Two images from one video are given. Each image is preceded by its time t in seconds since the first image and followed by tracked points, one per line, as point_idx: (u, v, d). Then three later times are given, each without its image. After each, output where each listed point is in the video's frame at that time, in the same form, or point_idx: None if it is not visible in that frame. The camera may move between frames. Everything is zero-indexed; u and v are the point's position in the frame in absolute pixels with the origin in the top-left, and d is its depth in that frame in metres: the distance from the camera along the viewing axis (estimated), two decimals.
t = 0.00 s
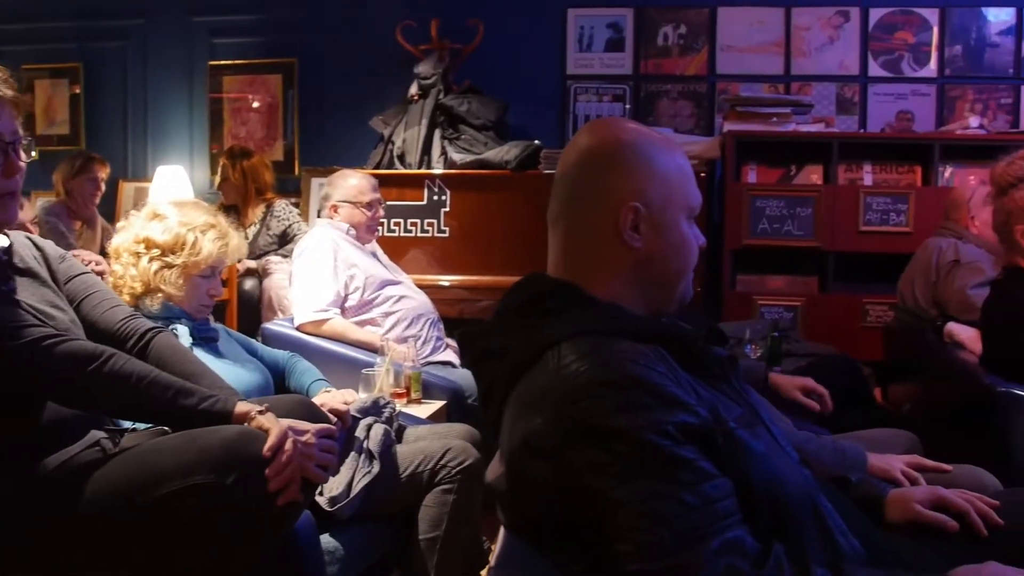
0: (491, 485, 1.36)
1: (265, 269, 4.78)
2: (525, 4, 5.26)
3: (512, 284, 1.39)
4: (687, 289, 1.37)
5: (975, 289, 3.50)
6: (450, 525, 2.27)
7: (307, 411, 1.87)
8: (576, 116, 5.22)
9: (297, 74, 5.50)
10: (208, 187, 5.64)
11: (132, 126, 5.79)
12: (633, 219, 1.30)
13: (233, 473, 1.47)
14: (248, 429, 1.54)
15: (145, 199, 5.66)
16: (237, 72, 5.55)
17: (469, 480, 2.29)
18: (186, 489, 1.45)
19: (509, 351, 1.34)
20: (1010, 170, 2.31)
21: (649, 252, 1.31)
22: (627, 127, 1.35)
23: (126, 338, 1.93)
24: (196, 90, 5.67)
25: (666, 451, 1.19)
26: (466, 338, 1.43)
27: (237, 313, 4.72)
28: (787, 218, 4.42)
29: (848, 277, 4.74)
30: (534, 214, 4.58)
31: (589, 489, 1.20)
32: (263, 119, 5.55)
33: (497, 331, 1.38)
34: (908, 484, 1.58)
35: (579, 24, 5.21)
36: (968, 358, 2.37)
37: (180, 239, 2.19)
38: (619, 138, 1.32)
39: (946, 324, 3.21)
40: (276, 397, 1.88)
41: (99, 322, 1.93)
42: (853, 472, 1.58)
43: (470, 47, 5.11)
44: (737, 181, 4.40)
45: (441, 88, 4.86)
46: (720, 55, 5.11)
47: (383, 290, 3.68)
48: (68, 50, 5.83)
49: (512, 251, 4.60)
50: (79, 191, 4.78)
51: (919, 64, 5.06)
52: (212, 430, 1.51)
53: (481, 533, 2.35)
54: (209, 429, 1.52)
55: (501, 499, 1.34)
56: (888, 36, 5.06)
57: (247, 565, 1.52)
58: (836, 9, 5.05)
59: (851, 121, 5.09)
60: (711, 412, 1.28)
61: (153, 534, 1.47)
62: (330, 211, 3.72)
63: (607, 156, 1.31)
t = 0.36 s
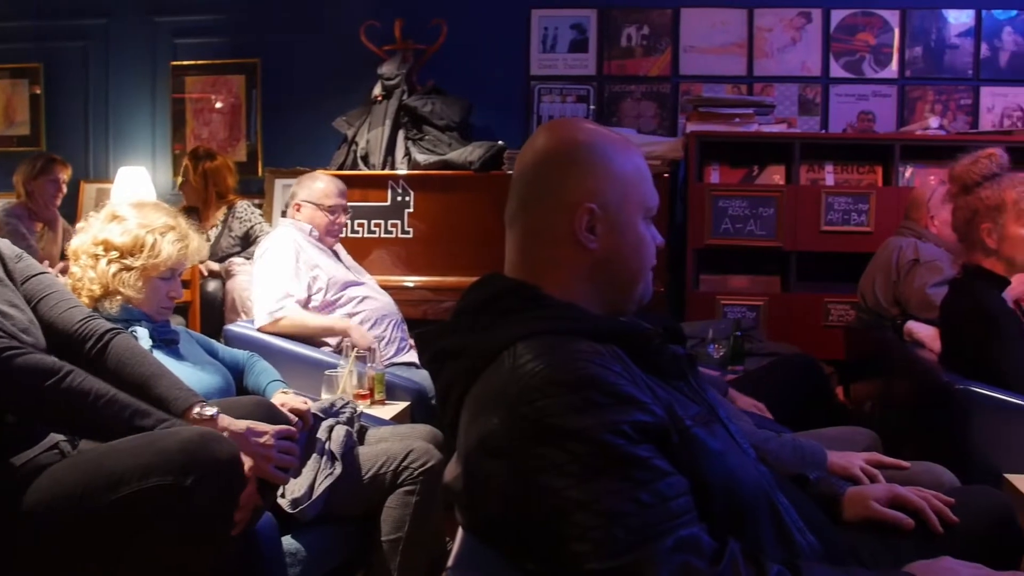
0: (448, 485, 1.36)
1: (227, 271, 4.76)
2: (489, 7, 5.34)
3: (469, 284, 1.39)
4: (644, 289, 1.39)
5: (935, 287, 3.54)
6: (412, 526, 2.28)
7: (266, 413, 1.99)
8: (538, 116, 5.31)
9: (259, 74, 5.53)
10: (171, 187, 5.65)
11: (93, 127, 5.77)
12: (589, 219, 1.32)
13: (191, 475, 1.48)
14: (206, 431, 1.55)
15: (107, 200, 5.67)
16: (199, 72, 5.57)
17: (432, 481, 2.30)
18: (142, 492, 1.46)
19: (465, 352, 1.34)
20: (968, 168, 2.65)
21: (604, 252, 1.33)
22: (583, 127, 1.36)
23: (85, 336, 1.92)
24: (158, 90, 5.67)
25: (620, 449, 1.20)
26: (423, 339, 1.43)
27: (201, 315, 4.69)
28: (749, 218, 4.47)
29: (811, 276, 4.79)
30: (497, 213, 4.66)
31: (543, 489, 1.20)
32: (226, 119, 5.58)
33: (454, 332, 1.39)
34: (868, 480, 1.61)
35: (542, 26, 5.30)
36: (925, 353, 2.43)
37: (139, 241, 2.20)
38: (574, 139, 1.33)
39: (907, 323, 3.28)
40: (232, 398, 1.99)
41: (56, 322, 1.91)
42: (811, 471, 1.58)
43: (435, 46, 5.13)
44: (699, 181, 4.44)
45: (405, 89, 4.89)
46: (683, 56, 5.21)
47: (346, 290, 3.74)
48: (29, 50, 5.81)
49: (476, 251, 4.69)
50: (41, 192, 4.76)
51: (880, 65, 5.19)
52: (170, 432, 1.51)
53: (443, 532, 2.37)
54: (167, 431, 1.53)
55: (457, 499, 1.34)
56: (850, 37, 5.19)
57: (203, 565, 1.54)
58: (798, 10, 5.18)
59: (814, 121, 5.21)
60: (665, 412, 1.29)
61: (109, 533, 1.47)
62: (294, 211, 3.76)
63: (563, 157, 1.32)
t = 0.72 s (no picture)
0: (407, 485, 1.36)
1: (190, 273, 4.78)
2: (453, 8, 5.38)
3: (429, 285, 1.39)
4: (602, 288, 1.40)
5: (895, 287, 3.58)
6: (374, 528, 2.34)
7: (225, 415, 2.03)
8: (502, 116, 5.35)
9: (222, 75, 5.53)
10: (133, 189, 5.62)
11: (55, 128, 5.73)
12: (546, 219, 1.32)
13: (150, 477, 1.49)
14: (167, 434, 1.56)
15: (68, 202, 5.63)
16: (161, 73, 5.55)
17: (394, 483, 2.36)
18: (101, 494, 1.46)
19: (425, 352, 1.34)
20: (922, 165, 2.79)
21: (562, 251, 1.33)
22: (541, 128, 1.36)
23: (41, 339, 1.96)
24: (120, 91, 5.64)
25: (577, 449, 1.20)
26: (384, 339, 1.43)
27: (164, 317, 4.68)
28: (712, 218, 4.50)
29: (773, 277, 4.86)
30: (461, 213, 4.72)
31: (500, 488, 1.19)
32: (188, 120, 5.55)
33: (413, 332, 1.39)
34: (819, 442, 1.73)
35: (506, 27, 5.33)
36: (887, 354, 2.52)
37: (97, 243, 2.26)
38: (531, 139, 1.34)
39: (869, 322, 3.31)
40: (193, 401, 2.01)
41: (14, 324, 1.96)
42: (769, 469, 1.62)
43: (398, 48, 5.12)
44: (663, 181, 4.47)
45: (370, 90, 4.87)
46: (647, 57, 5.27)
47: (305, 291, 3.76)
48: None
49: (441, 253, 4.75)
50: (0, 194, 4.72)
51: (841, 66, 5.28)
52: (129, 434, 1.52)
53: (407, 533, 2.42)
54: (127, 433, 1.54)
55: (417, 499, 1.34)
56: (812, 39, 5.27)
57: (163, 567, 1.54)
58: (759, 12, 5.26)
59: (776, 122, 5.29)
60: (623, 411, 1.29)
61: (69, 537, 1.46)
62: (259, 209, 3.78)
63: (521, 156, 1.33)
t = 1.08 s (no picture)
0: (368, 488, 1.36)
1: (154, 273, 4.81)
2: (419, 9, 5.38)
3: (390, 287, 1.39)
4: (562, 289, 1.40)
5: (857, 288, 3.63)
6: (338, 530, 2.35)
7: (186, 417, 2.03)
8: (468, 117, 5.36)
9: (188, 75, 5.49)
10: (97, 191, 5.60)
11: (18, 129, 5.71)
12: (505, 220, 1.33)
13: (108, 481, 1.56)
14: (125, 439, 1.63)
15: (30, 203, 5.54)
16: (127, 74, 5.52)
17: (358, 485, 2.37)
18: (60, 498, 1.52)
19: (386, 354, 1.34)
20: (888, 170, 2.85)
21: (521, 252, 1.34)
22: (501, 130, 1.37)
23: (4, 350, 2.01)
24: (83, 92, 5.62)
25: (536, 450, 1.20)
26: (346, 341, 1.43)
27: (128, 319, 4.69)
28: (677, 220, 4.51)
29: (737, 277, 4.90)
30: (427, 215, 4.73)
31: (459, 489, 1.19)
32: (153, 122, 5.53)
33: (375, 333, 1.39)
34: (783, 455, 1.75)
35: (472, 29, 5.33)
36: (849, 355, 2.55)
37: (58, 244, 2.26)
38: (492, 141, 1.35)
39: (833, 322, 3.33)
40: (153, 405, 2.01)
41: None
42: (730, 469, 1.64)
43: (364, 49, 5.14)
44: (628, 183, 4.47)
45: (335, 91, 4.93)
46: (612, 59, 5.30)
47: (272, 294, 3.73)
48: None
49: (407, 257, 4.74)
50: None
51: (806, 69, 5.32)
52: (87, 439, 1.58)
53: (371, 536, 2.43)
54: (83, 438, 1.60)
55: (378, 502, 1.34)
56: (776, 41, 5.31)
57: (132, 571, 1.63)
58: (725, 15, 5.30)
59: (741, 124, 5.34)
60: (582, 413, 1.30)
61: (30, 539, 1.51)
62: (223, 211, 3.75)
63: (481, 157, 1.34)
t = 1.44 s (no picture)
0: (332, 488, 1.35)
1: (121, 275, 4.83)
2: (389, 11, 5.37)
3: (354, 288, 1.39)
4: (527, 290, 1.41)
5: (823, 289, 3.67)
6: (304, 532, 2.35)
7: (152, 416, 2.04)
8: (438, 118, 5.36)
9: (154, 76, 5.48)
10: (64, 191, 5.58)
11: None
12: (469, 221, 1.33)
13: (69, 485, 1.55)
14: (86, 442, 1.63)
15: None
16: (93, 74, 5.50)
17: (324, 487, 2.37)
18: (22, 501, 1.51)
19: (351, 354, 1.34)
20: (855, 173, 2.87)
21: (485, 253, 1.34)
22: (465, 130, 1.37)
23: None
24: (50, 92, 5.58)
25: (499, 449, 1.20)
26: (311, 342, 1.42)
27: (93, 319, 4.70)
28: (645, 222, 4.53)
29: (704, 279, 4.93)
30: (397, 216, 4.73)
31: (422, 489, 1.19)
32: (120, 122, 5.53)
33: (340, 333, 1.39)
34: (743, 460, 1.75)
35: (441, 31, 5.34)
36: (815, 356, 2.58)
37: (26, 245, 2.25)
38: (456, 141, 1.35)
39: (797, 323, 3.35)
40: (118, 405, 2.02)
41: None
42: (693, 470, 1.66)
43: (333, 50, 5.13)
44: (596, 186, 4.49)
45: (303, 92, 4.88)
46: (581, 62, 5.32)
47: (239, 296, 3.73)
48: None
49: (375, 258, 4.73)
50: None
51: (773, 72, 5.36)
52: (48, 442, 1.58)
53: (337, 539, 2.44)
54: (45, 440, 1.60)
55: (341, 502, 1.33)
56: (744, 45, 5.35)
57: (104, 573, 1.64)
58: (693, 18, 5.33)
59: (709, 126, 5.37)
60: (544, 413, 1.30)
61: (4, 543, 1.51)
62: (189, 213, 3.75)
63: (446, 156, 1.34)
